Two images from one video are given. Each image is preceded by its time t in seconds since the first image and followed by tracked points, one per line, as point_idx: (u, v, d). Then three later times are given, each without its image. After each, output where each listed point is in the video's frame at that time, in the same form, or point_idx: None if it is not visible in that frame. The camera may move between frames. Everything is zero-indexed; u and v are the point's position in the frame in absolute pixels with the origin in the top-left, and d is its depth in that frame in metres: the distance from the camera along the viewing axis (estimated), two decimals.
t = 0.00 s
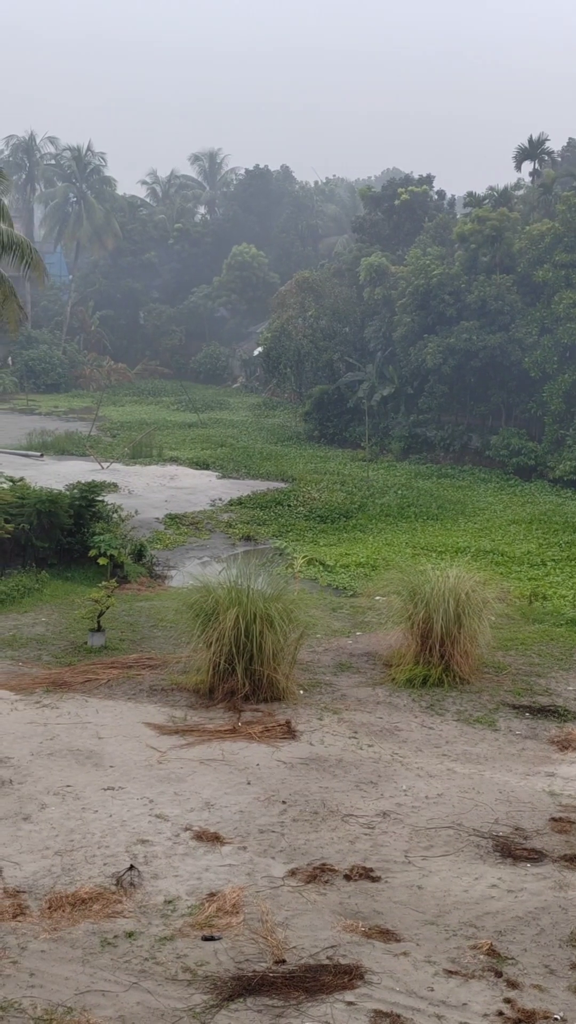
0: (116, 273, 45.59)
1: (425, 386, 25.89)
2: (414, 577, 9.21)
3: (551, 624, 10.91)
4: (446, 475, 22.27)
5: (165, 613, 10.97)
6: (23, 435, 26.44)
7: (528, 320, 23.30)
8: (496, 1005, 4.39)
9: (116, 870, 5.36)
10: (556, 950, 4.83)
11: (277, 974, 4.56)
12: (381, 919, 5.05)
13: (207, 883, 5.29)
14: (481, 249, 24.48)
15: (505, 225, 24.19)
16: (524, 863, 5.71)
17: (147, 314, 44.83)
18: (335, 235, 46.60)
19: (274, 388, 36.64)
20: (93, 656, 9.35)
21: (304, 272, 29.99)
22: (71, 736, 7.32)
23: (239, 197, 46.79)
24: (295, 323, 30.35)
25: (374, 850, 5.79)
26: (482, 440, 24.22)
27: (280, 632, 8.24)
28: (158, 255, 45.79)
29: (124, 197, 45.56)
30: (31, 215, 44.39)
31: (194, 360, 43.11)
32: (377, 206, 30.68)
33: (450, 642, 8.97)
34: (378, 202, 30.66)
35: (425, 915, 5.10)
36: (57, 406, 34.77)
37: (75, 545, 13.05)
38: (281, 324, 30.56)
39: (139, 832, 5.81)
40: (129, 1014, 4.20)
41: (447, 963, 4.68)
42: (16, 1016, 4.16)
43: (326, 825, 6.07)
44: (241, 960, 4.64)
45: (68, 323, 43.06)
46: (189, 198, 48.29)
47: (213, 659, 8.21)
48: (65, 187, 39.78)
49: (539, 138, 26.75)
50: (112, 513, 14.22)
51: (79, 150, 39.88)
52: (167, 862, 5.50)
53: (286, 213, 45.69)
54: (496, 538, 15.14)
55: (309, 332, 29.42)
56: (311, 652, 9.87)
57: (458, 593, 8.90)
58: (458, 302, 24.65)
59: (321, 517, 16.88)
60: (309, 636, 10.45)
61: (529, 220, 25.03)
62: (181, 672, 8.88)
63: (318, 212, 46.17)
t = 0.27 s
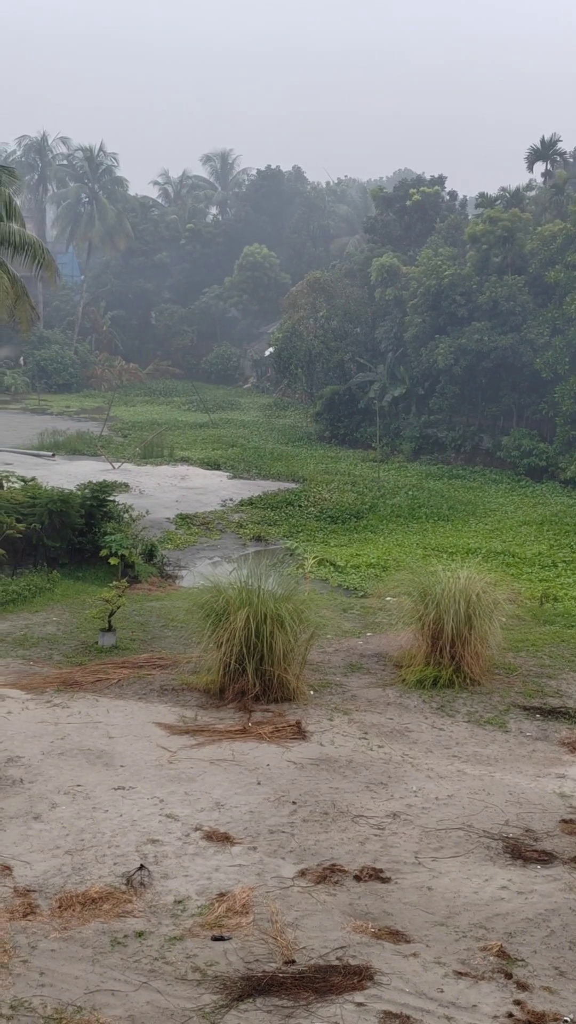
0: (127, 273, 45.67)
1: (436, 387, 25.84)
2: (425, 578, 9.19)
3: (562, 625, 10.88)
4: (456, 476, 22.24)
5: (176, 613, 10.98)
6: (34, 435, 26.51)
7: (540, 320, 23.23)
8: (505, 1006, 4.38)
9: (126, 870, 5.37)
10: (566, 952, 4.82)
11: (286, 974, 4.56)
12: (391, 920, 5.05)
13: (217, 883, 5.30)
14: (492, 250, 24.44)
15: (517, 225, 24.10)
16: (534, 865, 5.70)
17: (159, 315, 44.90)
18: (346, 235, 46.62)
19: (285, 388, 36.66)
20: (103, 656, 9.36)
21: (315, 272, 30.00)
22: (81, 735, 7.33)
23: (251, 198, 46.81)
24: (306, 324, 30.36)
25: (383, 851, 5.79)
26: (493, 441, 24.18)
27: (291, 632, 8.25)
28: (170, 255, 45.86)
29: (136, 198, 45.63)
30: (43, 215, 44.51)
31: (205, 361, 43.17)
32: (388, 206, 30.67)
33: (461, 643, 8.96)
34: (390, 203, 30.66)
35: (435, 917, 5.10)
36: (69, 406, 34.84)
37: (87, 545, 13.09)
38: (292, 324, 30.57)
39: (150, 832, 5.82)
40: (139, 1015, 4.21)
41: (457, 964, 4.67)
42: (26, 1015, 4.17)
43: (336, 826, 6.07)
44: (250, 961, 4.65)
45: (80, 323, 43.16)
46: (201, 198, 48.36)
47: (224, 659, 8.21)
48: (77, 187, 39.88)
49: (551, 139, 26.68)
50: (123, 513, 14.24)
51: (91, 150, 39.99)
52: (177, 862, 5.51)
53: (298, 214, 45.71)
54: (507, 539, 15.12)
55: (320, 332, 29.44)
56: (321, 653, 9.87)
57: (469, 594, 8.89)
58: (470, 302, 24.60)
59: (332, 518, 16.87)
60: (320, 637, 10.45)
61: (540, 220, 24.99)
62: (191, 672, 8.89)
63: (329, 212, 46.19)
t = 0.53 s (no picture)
0: (139, 273, 45.73)
1: (447, 387, 25.79)
2: (435, 579, 9.18)
3: (573, 626, 10.85)
4: (468, 476, 22.20)
5: (186, 612, 10.99)
6: (45, 435, 26.54)
7: (552, 320, 23.15)
8: (515, 1007, 4.37)
9: (136, 869, 5.38)
10: None
11: (296, 974, 4.56)
12: (400, 920, 5.05)
13: (226, 883, 5.31)
14: (504, 250, 24.37)
15: (528, 226, 24.07)
16: (544, 866, 5.68)
17: (170, 314, 44.94)
18: (358, 235, 46.61)
19: (295, 388, 36.65)
20: (114, 656, 9.38)
21: (326, 272, 29.97)
22: (92, 734, 7.35)
23: (262, 198, 46.81)
24: (317, 324, 30.32)
25: (393, 851, 5.78)
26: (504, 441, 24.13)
27: (301, 632, 8.25)
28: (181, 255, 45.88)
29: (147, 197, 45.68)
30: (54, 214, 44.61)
31: (216, 360, 43.20)
32: (400, 206, 30.63)
33: (472, 643, 8.94)
34: (401, 203, 30.61)
35: (445, 917, 5.09)
36: (79, 406, 34.80)
37: (97, 544, 13.12)
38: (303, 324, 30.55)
39: (159, 832, 5.83)
40: (148, 1014, 4.22)
41: (466, 965, 4.67)
42: (36, 1013, 4.18)
43: (345, 826, 6.07)
44: (260, 960, 4.65)
45: (92, 322, 43.23)
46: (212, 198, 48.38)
47: (234, 659, 8.22)
48: (89, 187, 39.97)
49: (563, 139, 26.61)
50: (134, 512, 14.26)
51: (103, 150, 40.06)
52: (186, 861, 5.52)
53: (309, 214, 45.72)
54: (518, 539, 15.09)
55: (331, 332, 29.42)
56: (332, 653, 9.87)
57: (479, 594, 8.87)
58: (481, 302, 24.51)
59: (343, 518, 16.85)
60: (331, 637, 10.45)
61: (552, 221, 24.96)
62: (201, 671, 8.89)
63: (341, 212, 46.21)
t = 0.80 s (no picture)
0: (151, 273, 45.82)
1: (459, 388, 25.74)
2: (447, 579, 9.17)
3: None
4: (479, 477, 22.18)
5: (197, 613, 11.00)
6: (57, 435, 26.61)
7: (565, 321, 23.11)
8: (525, 1009, 4.36)
9: (147, 869, 5.39)
10: None
11: (307, 974, 4.57)
12: (410, 921, 5.05)
13: (237, 883, 5.31)
14: (516, 251, 24.34)
15: (541, 226, 24.02)
16: (555, 869, 5.66)
17: (182, 315, 45.01)
18: (370, 235, 46.59)
19: (307, 389, 36.65)
20: (125, 655, 9.41)
21: (339, 272, 29.96)
22: (103, 734, 7.36)
23: (274, 198, 46.81)
24: (329, 324, 30.31)
25: (403, 852, 5.78)
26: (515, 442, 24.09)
27: (312, 633, 8.24)
28: (193, 256, 45.96)
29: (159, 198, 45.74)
30: (67, 215, 44.73)
31: (228, 361, 43.27)
32: (412, 206, 30.61)
33: (483, 645, 8.93)
34: (413, 204, 30.58)
35: (456, 918, 5.08)
36: (92, 406, 34.91)
37: (109, 544, 13.16)
38: (315, 325, 30.57)
39: (170, 831, 5.84)
40: (159, 1014, 4.22)
41: (477, 967, 4.66)
42: (46, 1012, 4.19)
43: (356, 827, 6.07)
44: (270, 961, 4.65)
45: (103, 323, 43.38)
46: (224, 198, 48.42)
47: (245, 659, 8.22)
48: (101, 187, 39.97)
49: None
50: (145, 512, 14.30)
51: (115, 149, 39.81)
52: (197, 861, 5.53)
53: (321, 214, 45.74)
54: (529, 541, 15.04)
55: (343, 333, 29.45)
56: (343, 654, 9.86)
57: (491, 596, 8.85)
58: (494, 303, 24.46)
59: (354, 518, 16.85)
60: (342, 638, 10.44)
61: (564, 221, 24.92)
62: (212, 671, 8.91)
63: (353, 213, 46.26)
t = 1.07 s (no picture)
0: (163, 275, 45.91)
1: (470, 389, 25.69)
2: (458, 581, 9.15)
3: None
4: (491, 478, 22.16)
5: (208, 613, 11.02)
6: (69, 436, 26.70)
7: None
8: (536, 1012, 4.34)
9: (157, 869, 5.40)
10: None
11: (317, 975, 4.56)
12: (421, 922, 5.05)
13: (247, 884, 5.32)
14: (528, 253, 24.29)
15: (553, 228, 23.95)
16: (566, 871, 5.65)
17: (194, 316, 45.08)
18: (382, 236, 46.58)
19: (318, 390, 36.65)
20: (136, 656, 9.44)
21: (350, 273, 29.94)
22: (114, 734, 7.38)
23: (286, 199, 46.81)
24: (341, 325, 30.30)
25: (414, 854, 5.77)
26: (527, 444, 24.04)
27: (323, 634, 8.24)
28: (204, 257, 46.03)
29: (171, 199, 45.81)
30: (79, 216, 44.85)
31: (239, 362, 43.29)
32: (424, 208, 30.58)
33: (494, 646, 8.91)
34: (425, 205, 30.53)
35: (466, 920, 5.07)
36: (103, 407, 34.99)
37: (120, 545, 13.17)
38: (327, 327, 30.60)
39: (181, 832, 5.86)
40: (169, 1014, 4.23)
41: (487, 969, 4.65)
42: (56, 1012, 4.20)
43: (367, 828, 6.06)
44: (280, 962, 4.65)
45: (115, 324, 43.51)
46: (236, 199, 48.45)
47: (255, 660, 8.23)
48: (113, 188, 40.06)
49: None
50: (156, 513, 14.33)
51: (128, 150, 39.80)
52: (207, 862, 5.53)
53: (333, 215, 45.74)
54: (541, 542, 15.00)
55: (354, 335, 29.45)
56: (354, 655, 9.85)
57: (502, 597, 8.82)
58: (505, 304, 24.42)
59: (365, 519, 16.84)
60: (352, 639, 10.43)
61: None
62: (223, 672, 8.92)
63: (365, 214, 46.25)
